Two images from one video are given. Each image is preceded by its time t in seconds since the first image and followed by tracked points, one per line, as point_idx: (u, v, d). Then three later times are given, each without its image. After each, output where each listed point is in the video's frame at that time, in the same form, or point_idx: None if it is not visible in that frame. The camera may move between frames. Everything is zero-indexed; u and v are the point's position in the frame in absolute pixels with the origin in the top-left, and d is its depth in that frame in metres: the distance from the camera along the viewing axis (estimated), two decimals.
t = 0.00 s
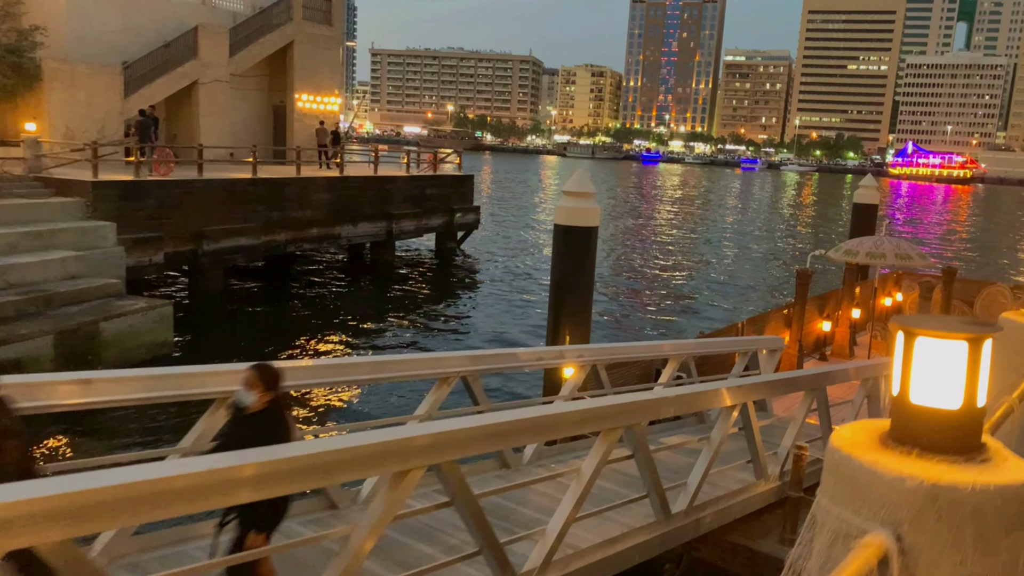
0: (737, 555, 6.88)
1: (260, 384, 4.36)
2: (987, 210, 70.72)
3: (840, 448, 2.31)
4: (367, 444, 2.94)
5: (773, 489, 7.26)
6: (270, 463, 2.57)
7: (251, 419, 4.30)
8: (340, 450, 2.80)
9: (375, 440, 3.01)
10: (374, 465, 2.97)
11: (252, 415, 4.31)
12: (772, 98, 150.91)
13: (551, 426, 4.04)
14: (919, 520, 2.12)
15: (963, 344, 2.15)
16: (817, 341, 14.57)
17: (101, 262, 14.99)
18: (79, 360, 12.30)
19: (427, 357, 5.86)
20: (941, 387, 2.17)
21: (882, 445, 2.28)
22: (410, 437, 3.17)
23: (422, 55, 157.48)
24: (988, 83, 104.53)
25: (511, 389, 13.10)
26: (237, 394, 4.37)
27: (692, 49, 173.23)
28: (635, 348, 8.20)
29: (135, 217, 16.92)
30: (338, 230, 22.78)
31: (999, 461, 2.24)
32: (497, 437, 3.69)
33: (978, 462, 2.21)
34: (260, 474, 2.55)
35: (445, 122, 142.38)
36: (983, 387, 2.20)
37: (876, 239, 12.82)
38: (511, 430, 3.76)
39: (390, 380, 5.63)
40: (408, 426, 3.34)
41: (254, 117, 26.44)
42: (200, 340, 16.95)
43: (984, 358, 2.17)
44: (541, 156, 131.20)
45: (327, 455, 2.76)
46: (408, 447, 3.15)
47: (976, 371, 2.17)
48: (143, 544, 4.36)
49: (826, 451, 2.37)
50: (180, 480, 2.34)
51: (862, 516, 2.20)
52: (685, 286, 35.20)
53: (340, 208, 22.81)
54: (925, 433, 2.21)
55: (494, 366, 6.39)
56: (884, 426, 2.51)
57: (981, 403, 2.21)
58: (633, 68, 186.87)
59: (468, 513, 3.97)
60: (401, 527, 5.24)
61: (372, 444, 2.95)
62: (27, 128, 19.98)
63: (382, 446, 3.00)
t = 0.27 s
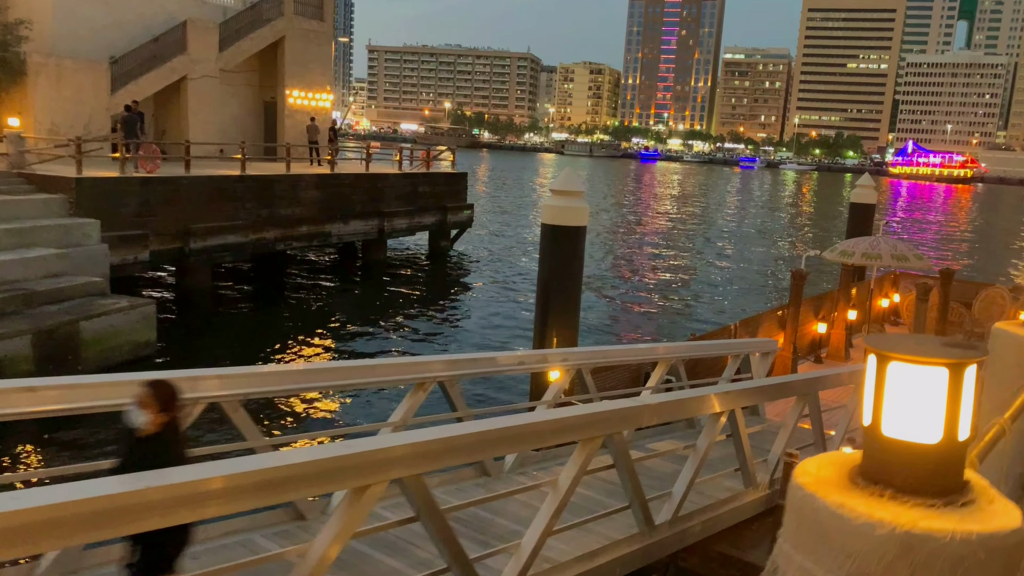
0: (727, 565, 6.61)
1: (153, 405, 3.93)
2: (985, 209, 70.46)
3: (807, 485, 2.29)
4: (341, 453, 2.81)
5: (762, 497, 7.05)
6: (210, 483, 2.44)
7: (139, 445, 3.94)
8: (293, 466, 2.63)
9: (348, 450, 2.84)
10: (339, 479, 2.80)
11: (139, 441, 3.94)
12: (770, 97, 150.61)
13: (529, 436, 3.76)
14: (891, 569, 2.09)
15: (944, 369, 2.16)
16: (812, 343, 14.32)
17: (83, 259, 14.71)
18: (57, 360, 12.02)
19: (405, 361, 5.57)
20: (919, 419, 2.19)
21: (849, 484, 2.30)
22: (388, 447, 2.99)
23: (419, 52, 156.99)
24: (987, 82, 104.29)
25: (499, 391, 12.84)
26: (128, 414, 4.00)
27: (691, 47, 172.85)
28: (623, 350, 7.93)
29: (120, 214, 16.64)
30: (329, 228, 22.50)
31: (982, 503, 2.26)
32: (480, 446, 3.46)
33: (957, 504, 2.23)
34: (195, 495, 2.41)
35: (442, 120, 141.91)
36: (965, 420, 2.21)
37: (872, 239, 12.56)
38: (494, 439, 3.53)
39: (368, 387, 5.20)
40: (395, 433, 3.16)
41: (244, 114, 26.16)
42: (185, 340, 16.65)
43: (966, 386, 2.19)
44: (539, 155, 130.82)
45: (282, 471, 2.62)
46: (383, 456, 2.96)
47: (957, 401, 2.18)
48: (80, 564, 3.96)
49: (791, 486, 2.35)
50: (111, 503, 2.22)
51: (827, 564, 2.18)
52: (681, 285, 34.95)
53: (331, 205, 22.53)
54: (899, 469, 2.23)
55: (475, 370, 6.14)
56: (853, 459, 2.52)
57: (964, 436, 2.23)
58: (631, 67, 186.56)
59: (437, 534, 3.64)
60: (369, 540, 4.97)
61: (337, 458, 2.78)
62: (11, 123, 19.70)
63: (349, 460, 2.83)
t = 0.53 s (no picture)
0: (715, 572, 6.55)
1: (29, 423, 3.83)
2: (986, 208, 70.34)
3: (758, 533, 1.87)
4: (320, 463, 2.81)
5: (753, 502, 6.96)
6: (177, 497, 2.44)
7: (20, 463, 3.84)
8: (266, 479, 2.63)
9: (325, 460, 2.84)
10: (314, 489, 2.79)
11: (20, 459, 3.84)
12: (771, 95, 150.47)
13: (506, 446, 3.69)
14: None
15: (914, 400, 1.82)
16: (808, 343, 14.24)
17: (76, 260, 14.66)
18: (46, 362, 11.97)
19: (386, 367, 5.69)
20: (889, 459, 1.83)
21: (808, 529, 1.89)
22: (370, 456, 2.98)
23: (420, 51, 157.03)
24: (988, 81, 104.08)
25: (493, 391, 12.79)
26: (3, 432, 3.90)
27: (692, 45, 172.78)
28: (610, 353, 7.96)
29: (113, 214, 16.58)
30: (326, 228, 22.43)
31: (964, 556, 1.85)
32: (462, 455, 3.43)
33: (933, 558, 1.83)
34: (160, 509, 2.40)
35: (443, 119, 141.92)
36: (941, 460, 1.86)
37: (868, 239, 12.45)
38: (475, 447, 3.51)
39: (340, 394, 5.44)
40: (378, 441, 3.17)
41: (241, 113, 26.11)
42: (180, 340, 16.63)
43: (941, 422, 1.85)
44: (540, 153, 130.78)
45: (255, 484, 2.62)
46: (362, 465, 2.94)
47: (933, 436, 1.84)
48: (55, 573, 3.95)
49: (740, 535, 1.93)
50: (69, 519, 2.21)
51: None
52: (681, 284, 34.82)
53: (327, 204, 22.46)
54: (863, 517, 1.85)
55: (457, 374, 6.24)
56: (814, 501, 2.10)
57: (940, 479, 1.87)
58: (633, 65, 186.36)
59: (405, 544, 3.64)
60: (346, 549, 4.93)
61: (310, 469, 2.76)
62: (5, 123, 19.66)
63: (323, 472, 2.82)
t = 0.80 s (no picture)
0: None
1: None
2: (990, 201, 69.84)
3: None
4: (286, 479, 2.66)
5: (745, 509, 6.72)
6: (129, 520, 2.27)
7: None
8: (230, 496, 2.48)
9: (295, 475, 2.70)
10: (296, 502, 2.69)
11: None
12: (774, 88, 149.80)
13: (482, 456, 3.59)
14: None
15: (860, 457, 1.97)
16: (807, 340, 14.01)
17: (66, 260, 14.48)
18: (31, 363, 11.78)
19: (365, 373, 5.39)
20: (832, 517, 2.01)
21: None
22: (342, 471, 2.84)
23: (421, 46, 156.58)
24: (992, 72, 103.39)
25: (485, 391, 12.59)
26: None
27: (694, 39, 172.03)
28: (602, 354, 7.70)
29: (104, 213, 16.39)
30: (321, 225, 22.22)
31: None
32: (439, 467, 3.33)
33: None
34: (123, 529, 2.26)
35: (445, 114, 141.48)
36: (885, 523, 2.03)
37: (868, 235, 12.19)
38: (451, 460, 3.39)
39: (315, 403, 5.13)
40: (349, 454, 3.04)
41: (235, 109, 25.92)
42: (172, 339, 16.46)
43: (886, 480, 2.00)
44: (542, 148, 130.27)
45: (212, 504, 2.46)
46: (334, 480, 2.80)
47: (878, 497, 1.99)
48: None
49: None
50: None
51: None
52: (683, 279, 34.53)
53: (323, 201, 22.24)
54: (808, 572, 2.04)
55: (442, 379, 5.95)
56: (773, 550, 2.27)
57: (883, 542, 2.05)
58: (635, 59, 185.64)
59: (371, 572, 3.30)
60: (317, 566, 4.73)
61: (272, 486, 2.61)
62: None
63: (279, 491, 2.63)
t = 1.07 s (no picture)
0: None
1: None
2: (996, 199, 69.45)
3: None
4: (234, 494, 2.28)
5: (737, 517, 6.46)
6: (56, 539, 1.95)
7: None
8: (177, 509, 2.15)
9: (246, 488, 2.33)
10: (266, 514, 2.36)
11: None
12: (779, 87, 149.31)
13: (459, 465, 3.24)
14: None
15: (777, 501, 1.69)
16: (807, 342, 13.74)
17: (53, 261, 14.25)
18: (13, 365, 11.54)
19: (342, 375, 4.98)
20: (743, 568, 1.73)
21: None
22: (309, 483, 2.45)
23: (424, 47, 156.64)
24: (997, 70, 102.87)
25: (477, 395, 12.33)
26: None
27: (697, 38, 171.84)
28: (595, 357, 7.36)
29: (93, 212, 16.19)
30: (316, 224, 22.00)
31: None
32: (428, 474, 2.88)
33: None
34: (66, 546, 1.97)
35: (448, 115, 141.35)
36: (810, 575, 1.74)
37: (867, 234, 11.93)
38: (444, 466, 2.94)
39: (286, 410, 4.75)
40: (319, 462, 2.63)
41: (230, 107, 25.74)
42: (162, 340, 16.27)
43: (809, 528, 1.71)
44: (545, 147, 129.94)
45: (146, 522, 2.10)
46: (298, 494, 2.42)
47: (799, 553, 1.71)
48: None
49: None
50: None
51: None
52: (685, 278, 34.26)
53: (318, 201, 22.02)
54: None
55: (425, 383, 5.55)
56: None
57: None
58: (638, 58, 185.30)
59: None
60: None
61: (220, 502, 2.24)
62: None
63: (228, 505, 2.26)
